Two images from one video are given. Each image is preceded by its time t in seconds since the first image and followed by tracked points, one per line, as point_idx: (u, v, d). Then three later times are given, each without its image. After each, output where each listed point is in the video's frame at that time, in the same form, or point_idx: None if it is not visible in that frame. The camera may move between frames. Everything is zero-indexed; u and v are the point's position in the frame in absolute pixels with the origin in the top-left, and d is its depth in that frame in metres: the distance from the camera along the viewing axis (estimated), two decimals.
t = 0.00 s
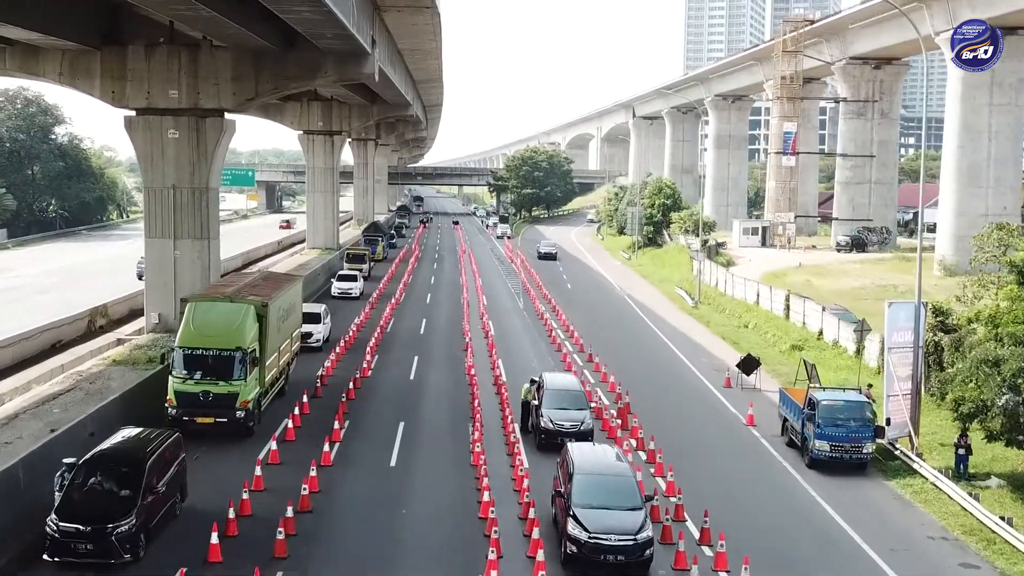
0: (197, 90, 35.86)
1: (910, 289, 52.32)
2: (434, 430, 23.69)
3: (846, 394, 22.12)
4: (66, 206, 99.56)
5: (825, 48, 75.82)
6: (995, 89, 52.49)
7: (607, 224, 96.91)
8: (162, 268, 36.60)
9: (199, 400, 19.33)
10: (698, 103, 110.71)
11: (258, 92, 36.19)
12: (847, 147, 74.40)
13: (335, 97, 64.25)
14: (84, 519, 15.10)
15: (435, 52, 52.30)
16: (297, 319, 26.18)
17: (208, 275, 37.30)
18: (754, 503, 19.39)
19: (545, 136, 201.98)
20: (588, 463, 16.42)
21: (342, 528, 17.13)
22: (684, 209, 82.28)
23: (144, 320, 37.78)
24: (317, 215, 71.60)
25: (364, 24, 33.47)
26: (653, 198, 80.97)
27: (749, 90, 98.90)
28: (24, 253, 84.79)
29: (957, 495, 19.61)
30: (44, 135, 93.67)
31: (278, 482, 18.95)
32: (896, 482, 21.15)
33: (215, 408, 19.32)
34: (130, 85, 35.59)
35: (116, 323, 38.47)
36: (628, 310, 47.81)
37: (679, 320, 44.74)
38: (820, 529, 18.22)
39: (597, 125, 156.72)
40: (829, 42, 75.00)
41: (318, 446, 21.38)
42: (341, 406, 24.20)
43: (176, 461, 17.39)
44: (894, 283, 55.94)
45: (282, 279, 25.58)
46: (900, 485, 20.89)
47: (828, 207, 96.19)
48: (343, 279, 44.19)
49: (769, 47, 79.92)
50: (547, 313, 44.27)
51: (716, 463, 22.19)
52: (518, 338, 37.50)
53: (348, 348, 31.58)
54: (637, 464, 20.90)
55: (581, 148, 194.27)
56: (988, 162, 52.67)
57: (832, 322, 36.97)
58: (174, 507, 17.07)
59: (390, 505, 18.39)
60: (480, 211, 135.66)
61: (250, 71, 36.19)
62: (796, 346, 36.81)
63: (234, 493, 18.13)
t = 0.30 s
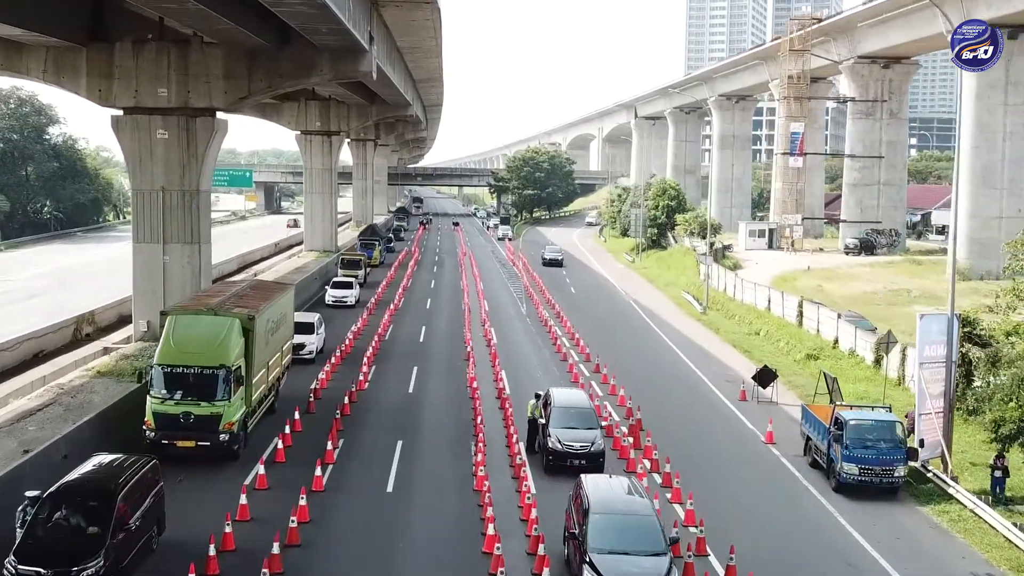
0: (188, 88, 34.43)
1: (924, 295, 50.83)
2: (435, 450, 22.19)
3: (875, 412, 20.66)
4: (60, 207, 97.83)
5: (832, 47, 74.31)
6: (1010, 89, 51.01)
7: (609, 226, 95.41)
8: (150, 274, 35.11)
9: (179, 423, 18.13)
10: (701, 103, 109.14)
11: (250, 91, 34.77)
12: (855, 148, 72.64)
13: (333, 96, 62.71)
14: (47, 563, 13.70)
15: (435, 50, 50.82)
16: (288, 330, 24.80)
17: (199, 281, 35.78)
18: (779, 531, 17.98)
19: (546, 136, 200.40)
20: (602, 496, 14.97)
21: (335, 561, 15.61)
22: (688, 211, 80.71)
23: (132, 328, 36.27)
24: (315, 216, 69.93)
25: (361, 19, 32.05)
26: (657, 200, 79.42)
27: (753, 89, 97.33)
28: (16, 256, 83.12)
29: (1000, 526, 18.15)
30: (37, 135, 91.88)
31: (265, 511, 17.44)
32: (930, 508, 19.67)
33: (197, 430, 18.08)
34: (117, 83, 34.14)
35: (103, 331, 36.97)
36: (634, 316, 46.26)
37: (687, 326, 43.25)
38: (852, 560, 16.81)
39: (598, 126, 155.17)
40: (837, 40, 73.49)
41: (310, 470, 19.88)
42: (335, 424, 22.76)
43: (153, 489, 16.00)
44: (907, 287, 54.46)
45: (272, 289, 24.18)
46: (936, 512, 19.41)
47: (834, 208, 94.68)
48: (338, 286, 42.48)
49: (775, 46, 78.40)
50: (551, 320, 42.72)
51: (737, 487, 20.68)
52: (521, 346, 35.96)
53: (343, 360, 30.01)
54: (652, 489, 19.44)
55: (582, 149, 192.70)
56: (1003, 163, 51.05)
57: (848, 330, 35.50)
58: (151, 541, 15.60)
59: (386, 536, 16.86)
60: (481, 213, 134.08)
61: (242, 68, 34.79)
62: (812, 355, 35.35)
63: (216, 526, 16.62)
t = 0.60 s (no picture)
0: (178, 84, 32.90)
1: (938, 298, 49.44)
2: (436, 470, 20.75)
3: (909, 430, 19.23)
4: (55, 207, 96.37)
5: (841, 45, 72.80)
6: None
7: (612, 226, 94.02)
8: (139, 278, 33.62)
9: (157, 445, 16.93)
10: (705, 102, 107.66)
11: (243, 88, 33.27)
12: (864, 148, 71.53)
13: (331, 94, 61.16)
14: None
15: (434, 47, 49.38)
16: (279, 341, 23.42)
17: (190, 286, 34.26)
18: (811, 563, 16.52)
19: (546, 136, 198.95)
20: (620, 534, 13.35)
21: None
22: (693, 212, 79.20)
23: (120, 334, 34.78)
24: (313, 217, 68.47)
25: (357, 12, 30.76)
26: (661, 200, 77.91)
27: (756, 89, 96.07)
28: (10, 257, 81.64)
29: None
30: (31, 135, 90.39)
31: (250, 542, 16.01)
32: (971, 535, 18.20)
33: (178, 453, 16.91)
34: (104, 80, 32.58)
35: (91, 337, 35.48)
36: (641, 321, 44.78)
37: (696, 331, 41.78)
38: None
39: (599, 126, 153.74)
40: (845, 38, 72.00)
41: (301, 496, 18.44)
42: (328, 442, 21.36)
43: (128, 520, 14.63)
44: (920, 289, 53.06)
45: (260, 297, 22.74)
46: (977, 540, 17.96)
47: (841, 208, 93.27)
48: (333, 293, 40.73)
49: (782, 44, 76.92)
50: (555, 325, 41.23)
51: (762, 514, 19.16)
52: (525, 353, 34.49)
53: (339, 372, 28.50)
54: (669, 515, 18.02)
55: (583, 148, 191.18)
56: (1018, 163, 49.44)
57: (866, 336, 34.05)
58: None
59: (383, 568, 15.42)
60: (482, 213, 132.65)
61: (234, 64, 33.29)
62: (828, 363, 33.94)
63: (198, 559, 15.19)
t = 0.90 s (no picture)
0: (167, 79, 31.28)
1: (955, 301, 47.93)
2: (438, 494, 19.23)
3: (951, 452, 17.71)
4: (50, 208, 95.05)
5: (851, 41, 71.11)
6: None
7: (616, 227, 92.58)
8: (126, 282, 32.02)
9: (130, 471, 15.83)
10: (709, 101, 106.17)
11: (234, 83, 31.77)
12: (873, 147, 69.50)
13: (329, 92, 59.49)
14: None
15: (434, 43, 47.83)
16: (268, 355, 22.02)
17: (179, 291, 32.57)
18: None
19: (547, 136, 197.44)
20: None
21: None
22: (698, 212, 77.60)
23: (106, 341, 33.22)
24: (310, 217, 66.85)
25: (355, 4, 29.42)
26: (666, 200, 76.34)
27: (759, 88, 94.42)
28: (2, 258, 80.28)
29: None
30: (25, 133, 89.59)
31: None
32: (1022, 566, 16.65)
33: (153, 481, 15.80)
34: (89, 75, 31.02)
35: (76, 344, 33.93)
36: (649, 325, 43.30)
37: (707, 336, 40.25)
38: None
39: (601, 125, 152.30)
40: (854, 35, 70.47)
41: (290, 524, 16.93)
42: (322, 462, 19.93)
43: (93, 560, 13.04)
44: (936, 292, 51.55)
45: (247, 307, 21.24)
46: None
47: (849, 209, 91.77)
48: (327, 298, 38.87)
49: (790, 41, 75.40)
50: (561, 331, 39.69)
51: (795, 541, 17.54)
52: (530, 361, 33.00)
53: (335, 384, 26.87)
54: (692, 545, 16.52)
55: (584, 148, 189.58)
56: None
57: (887, 342, 32.51)
58: None
59: None
60: (483, 214, 131.19)
61: (226, 57, 31.76)
62: (848, 371, 32.44)
63: None
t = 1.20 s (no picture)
0: (157, 74, 29.92)
1: (971, 304, 46.61)
2: (442, 515, 17.96)
3: (997, 474, 16.39)
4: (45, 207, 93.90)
5: (860, 38, 69.68)
6: None
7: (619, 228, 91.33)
8: (115, 285, 30.62)
9: (107, 497, 14.95)
10: (713, 100, 104.86)
11: (229, 78, 30.48)
12: (883, 147, 68.31)
13: (328, 90, 58.14)
14: None
15: (435, 39, 46.53)
16: (261, 365, 20.96)
17: (170, 295, 31.20)
18: None
19: (549, 135, 196.13)
20: None
21: None
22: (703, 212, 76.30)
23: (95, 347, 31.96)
24: (309, 218, 65.59)
25: None
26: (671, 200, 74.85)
27: (764, 86, 92.93)
28: None
29: None
30: (20, 132, 88.54)
31: None
32: None
33: (132, 507, 14.91)
34: (76, 70, 29.66)
35: (63, 350, 32.66)
36: (657, 329, 42.05)
37: (717, 341, 38.94)
38: None
39: (602, 125, 150.98)
40: (863, 33, 69.18)
41: (282, 552, 15.67)
42: (317, 481, 18.79)
43: None
44: (950, 294, 50.28)
45: (238, 315, 20.14)
46: None
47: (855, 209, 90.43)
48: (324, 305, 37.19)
49: (797, 38, 74.05)
50: (567, 336, 38.41)
51: (827, 568, 16.23)
52: (536, 367, 31.71)
53: (332, 395, 25.54)
54: None
55: (586, 148, 188.26)
56: None
57: (907, 348, 31.17)
58: None
59: None
60: (484, 214, 129.98)
61: (219, 52, 30.50)
62: (867, 379, 31.13)
63: None
